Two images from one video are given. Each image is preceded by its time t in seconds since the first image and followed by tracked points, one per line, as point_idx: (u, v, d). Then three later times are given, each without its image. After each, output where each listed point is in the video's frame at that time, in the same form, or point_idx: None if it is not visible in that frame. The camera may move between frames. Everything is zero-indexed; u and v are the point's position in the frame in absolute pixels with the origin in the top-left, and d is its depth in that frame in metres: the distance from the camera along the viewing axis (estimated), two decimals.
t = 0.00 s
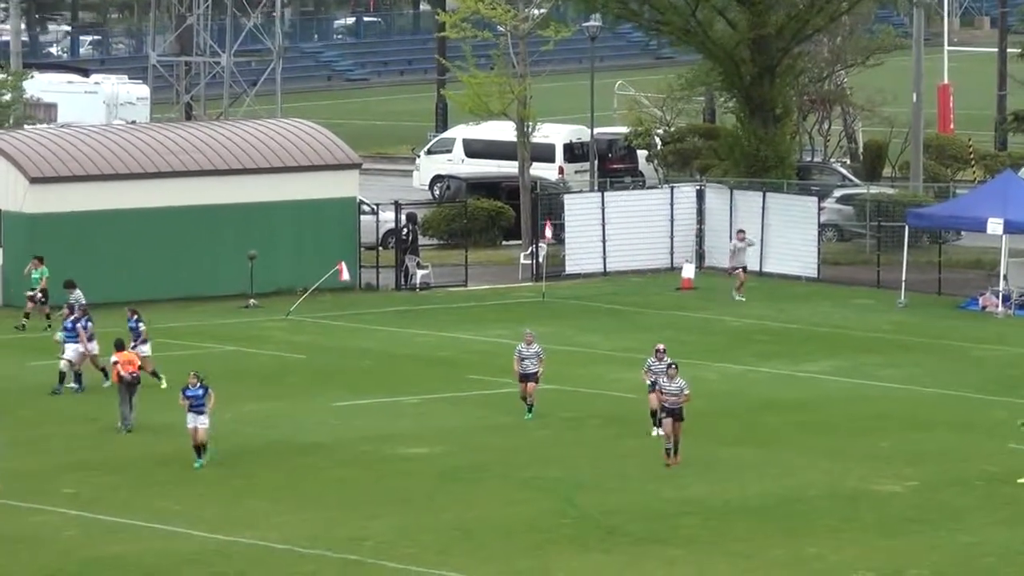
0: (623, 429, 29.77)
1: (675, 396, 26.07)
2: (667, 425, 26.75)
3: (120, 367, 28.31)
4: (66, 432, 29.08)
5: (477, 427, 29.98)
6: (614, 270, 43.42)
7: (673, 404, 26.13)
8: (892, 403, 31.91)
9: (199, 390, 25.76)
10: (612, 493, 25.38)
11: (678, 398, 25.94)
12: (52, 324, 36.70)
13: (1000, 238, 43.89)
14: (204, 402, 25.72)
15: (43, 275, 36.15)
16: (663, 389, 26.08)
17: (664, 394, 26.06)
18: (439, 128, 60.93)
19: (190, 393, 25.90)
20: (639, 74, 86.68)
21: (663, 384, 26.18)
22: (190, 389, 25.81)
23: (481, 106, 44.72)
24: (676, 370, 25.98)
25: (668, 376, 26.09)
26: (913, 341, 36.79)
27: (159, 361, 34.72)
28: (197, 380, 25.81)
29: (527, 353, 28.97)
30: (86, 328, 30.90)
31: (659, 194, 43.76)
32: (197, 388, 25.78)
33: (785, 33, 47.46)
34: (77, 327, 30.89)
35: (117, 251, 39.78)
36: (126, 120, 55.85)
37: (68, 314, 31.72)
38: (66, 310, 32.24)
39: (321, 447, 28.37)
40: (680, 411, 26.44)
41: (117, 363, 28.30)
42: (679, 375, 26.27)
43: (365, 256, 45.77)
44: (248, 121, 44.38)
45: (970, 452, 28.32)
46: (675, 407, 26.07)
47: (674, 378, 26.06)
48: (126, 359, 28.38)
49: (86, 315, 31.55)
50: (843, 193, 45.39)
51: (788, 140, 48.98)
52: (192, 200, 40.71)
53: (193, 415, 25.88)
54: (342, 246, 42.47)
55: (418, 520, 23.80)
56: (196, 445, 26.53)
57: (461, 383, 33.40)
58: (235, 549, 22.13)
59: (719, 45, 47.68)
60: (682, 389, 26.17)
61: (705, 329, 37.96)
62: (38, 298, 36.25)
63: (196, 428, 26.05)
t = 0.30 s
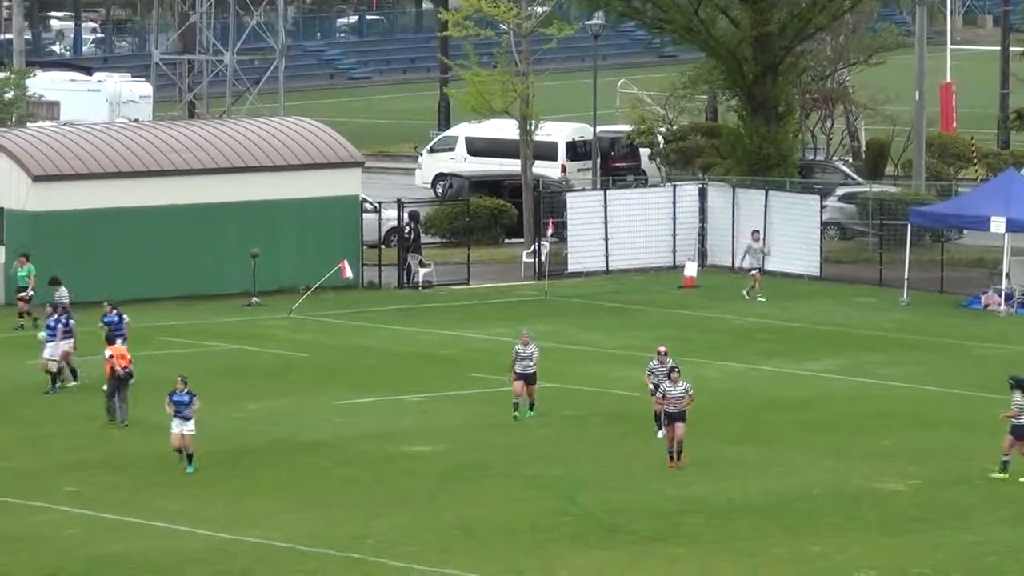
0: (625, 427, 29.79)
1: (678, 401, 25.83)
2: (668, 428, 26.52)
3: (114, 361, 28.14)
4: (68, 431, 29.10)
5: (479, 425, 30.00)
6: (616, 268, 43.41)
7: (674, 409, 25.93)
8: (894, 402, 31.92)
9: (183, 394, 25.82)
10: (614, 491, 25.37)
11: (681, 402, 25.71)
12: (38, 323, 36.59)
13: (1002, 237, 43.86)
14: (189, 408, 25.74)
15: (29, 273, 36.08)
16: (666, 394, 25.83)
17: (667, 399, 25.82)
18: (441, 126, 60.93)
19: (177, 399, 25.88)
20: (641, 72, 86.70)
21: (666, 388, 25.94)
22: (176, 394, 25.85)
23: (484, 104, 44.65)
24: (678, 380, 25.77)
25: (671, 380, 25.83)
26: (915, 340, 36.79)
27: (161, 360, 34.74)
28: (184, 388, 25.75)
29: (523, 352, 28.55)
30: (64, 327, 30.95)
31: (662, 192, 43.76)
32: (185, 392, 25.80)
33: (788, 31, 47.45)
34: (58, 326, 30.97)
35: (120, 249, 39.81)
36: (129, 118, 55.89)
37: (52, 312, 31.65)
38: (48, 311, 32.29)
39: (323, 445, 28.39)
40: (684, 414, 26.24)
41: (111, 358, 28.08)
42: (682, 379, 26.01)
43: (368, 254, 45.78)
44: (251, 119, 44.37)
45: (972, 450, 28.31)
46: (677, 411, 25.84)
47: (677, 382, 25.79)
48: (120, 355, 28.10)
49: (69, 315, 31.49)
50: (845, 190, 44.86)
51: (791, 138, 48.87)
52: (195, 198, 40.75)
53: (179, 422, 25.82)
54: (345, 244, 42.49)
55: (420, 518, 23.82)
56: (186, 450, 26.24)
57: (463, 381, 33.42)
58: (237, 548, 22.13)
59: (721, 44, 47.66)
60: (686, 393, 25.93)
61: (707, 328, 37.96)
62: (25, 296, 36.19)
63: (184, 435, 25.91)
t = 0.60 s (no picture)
0: (629, 426, 29.78)
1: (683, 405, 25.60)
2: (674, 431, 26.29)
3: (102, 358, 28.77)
4: (71, 429, 29.10)
5: (482, 423, 29.99)
6: (620, 267, 43.38)
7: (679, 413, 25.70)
8: (897, 400, 31.89)
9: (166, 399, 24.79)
10: (618, 490, 25.37)
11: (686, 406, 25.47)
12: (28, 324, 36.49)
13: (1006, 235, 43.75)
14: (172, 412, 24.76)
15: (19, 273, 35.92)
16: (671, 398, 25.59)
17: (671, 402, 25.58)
18: (445, 125, 60.93)
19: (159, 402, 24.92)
20: (646, 71, 86.61)
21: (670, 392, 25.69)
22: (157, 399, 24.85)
23: (487, 102, 44.61)
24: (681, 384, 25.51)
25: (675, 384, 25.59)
26: (919, 339, 36.77)
27: (164, 359, 34.73)
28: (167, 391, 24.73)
29: (518, 354, 28.31)
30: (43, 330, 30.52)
31: (666, 191, 43.74)
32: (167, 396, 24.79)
33: (792, 30, 47.42)
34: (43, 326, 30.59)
35: (123, 247, 39.82)
36: (133, 117, 55.89)
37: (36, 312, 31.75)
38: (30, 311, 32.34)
39: (327, 444, 28.39)
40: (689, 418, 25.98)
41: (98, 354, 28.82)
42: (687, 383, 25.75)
43: (372, 253, 45.76)
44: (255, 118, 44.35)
45: (975, 450, 28.28)
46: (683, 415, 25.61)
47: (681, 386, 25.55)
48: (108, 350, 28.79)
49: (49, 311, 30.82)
50: (849, 189, 45.04)
51: (795, 137, 48.75)
52: (198, 197, 40.73)
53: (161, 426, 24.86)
54: (349, 242, 42.47)
55: (422, 517, 23.81)
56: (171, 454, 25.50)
57: (467, 380, 33.41)
58: (239, 546, 22.13)
59: (725, 42, 47.66)
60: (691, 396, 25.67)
61: (711, 326, 37.95)
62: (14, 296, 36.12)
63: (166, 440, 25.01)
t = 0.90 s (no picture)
0: (632, 423, 29.79)
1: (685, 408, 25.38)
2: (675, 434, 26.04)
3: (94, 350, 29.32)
4: (75, 427, 29.10)
5: (486, 421, 30.00)
6: (624, 265, 43.37)
7: (681, 416, 25.49)
8: (901, 398, 31.90)
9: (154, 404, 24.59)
10: (622, 488, 25.38)
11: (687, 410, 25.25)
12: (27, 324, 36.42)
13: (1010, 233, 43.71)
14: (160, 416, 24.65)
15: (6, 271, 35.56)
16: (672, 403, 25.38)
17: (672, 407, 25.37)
18: (449, 123, 60.93)
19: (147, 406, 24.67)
20: (649, 68, 86.61)
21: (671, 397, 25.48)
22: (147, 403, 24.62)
23: (491, 100, 44.57)
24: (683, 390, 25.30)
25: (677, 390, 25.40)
26: (922, 336, 36.77)
27: (168, 356, 34.76)
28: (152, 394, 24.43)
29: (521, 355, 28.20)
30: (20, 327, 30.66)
31: (671, 189, 43.73)
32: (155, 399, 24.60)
33: (796, 28, 47.36)
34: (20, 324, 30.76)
35: (127, 245, 39.84)
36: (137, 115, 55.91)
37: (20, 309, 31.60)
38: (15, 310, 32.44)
39: (332, 441, 28.42)
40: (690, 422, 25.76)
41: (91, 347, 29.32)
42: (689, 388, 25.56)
43: (376, 251, 45.80)
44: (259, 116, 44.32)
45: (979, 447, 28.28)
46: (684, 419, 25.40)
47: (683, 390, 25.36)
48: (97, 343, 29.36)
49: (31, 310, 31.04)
50: (853, 187, 44.96)
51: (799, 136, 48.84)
52: (202, 195, 40.74)
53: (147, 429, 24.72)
54: (353, 240, 42.53)
55: (425, 514, 23.84)
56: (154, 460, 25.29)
57: (470, 377, 33.43)
58: (243, 544, 22.13)
59: (729, 40, 47.61)
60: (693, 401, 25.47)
61: (715, 324, 37.96)
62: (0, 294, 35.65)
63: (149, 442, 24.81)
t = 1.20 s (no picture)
0: (638, 422, 29.80)
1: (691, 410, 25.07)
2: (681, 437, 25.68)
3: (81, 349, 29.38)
4: (82, 424, 29.11)
5: (493, 419, 30.01)
6: (630, 263, 43.34)
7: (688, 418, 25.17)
8: (906, 396, 31.91)
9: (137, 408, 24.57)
10: (628, 487, 25.38)
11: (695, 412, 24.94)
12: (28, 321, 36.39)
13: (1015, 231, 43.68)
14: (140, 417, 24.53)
15: None
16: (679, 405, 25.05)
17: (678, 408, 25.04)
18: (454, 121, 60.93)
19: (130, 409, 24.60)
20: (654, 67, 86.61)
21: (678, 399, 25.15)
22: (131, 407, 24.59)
23: (497, 99, 44.57)
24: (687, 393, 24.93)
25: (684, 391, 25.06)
26: (928, 335, 36.78)
27: (174, 354, 34.79)
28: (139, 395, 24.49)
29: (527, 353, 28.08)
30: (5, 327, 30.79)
31: (676, 187, 43.76)
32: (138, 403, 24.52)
33: (801, 26, 47.36)
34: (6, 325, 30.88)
35: (132, 243, 39.85)
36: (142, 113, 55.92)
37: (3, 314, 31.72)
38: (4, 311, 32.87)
39: (338, 439, 28.43)
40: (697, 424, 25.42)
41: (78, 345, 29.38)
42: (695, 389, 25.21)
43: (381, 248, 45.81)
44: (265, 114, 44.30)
45: (985, 445, 28.29)
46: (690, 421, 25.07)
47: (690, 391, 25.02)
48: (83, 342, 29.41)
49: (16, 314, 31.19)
50: (859, 184, 44.57)
51: (805, 133, 48.65)
52: (207, 193, 40.75)
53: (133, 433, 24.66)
54: (357, 239, 42.58)
55: (432, 513, 23.85)
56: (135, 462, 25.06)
57: (477, 376, 33.44)
58: (249, 542, 22.14)
59: (735, 38, 47.64)
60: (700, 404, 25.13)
61: (720, 322, 37.98)
62: None
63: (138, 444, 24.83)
